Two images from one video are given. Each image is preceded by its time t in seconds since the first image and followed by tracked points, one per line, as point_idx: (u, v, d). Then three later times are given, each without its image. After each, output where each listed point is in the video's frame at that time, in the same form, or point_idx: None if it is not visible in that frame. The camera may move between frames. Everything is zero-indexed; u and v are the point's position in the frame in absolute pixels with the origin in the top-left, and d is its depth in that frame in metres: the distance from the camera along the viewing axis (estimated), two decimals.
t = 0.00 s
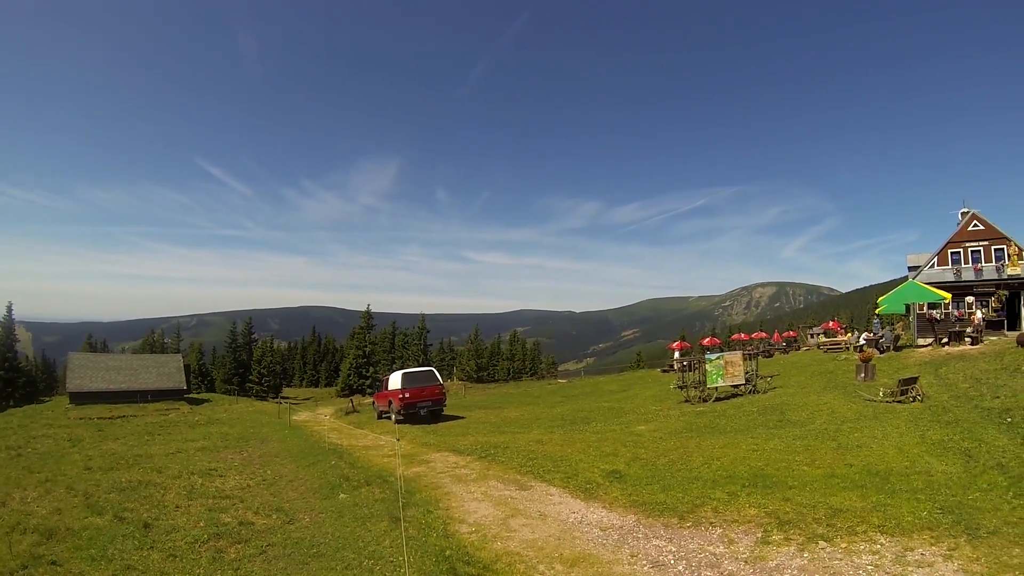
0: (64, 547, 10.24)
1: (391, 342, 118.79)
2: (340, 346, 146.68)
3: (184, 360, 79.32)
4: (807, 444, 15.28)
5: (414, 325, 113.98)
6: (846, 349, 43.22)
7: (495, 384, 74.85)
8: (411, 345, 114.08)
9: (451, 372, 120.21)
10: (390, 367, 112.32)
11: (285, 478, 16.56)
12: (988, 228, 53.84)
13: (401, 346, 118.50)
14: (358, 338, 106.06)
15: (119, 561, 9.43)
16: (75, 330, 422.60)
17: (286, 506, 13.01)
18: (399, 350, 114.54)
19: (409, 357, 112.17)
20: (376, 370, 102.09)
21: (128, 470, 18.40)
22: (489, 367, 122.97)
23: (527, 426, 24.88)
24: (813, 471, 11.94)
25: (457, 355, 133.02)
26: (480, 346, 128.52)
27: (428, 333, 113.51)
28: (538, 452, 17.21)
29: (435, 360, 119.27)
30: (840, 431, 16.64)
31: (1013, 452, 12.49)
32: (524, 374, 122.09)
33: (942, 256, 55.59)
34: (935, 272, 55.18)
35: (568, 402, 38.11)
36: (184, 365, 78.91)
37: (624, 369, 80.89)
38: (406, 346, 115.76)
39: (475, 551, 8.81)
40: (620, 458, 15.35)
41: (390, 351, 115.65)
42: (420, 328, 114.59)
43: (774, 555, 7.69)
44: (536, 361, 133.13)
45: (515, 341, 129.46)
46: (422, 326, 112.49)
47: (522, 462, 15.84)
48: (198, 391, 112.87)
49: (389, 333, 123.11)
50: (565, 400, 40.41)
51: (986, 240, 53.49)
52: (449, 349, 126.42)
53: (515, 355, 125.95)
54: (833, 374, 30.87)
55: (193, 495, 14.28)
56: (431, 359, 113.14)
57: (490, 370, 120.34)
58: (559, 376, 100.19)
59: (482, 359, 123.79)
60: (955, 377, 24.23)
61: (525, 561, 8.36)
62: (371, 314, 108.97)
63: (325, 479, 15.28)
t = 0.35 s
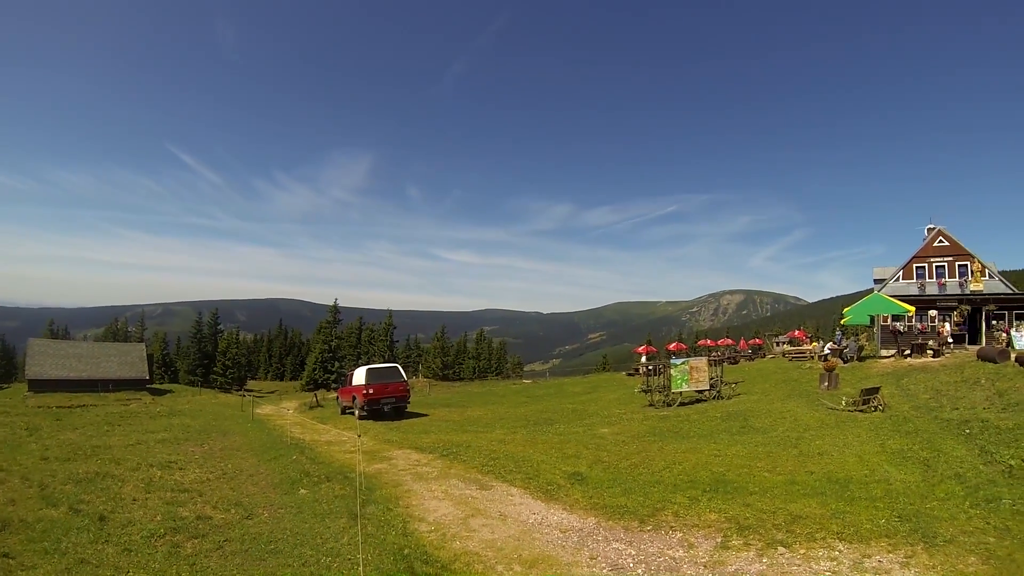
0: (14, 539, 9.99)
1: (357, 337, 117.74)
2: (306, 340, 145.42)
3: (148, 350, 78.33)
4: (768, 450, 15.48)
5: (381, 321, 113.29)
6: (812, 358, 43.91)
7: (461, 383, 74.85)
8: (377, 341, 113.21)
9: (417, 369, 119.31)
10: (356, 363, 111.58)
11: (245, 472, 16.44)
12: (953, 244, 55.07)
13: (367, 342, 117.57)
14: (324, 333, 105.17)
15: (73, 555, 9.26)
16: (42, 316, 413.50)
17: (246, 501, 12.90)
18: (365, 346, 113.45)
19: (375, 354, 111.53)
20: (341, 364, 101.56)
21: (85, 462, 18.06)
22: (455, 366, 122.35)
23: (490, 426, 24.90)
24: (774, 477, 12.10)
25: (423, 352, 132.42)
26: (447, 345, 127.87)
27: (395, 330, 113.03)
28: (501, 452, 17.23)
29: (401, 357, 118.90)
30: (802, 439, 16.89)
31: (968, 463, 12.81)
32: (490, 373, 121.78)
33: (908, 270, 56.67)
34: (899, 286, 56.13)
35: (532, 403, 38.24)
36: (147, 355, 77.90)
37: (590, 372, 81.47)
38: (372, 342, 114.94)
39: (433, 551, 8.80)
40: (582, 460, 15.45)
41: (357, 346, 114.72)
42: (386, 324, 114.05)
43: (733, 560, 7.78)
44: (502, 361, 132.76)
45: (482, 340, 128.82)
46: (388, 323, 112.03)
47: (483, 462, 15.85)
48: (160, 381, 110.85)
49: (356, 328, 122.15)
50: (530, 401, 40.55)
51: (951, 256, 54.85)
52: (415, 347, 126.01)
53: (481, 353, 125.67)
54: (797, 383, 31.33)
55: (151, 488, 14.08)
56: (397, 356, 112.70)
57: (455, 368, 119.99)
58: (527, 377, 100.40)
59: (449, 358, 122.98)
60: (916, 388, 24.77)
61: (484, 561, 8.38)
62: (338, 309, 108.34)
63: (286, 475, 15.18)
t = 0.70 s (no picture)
0: None
1: (335, 331, 116.93)
2: (283, 334, 144.61)
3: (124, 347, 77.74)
4: (747, 443, 15.59)
5: (358, 316, 112.77)
6: (788, 352, 44.51)
7: (439, 378, 74.84)
8: (354, 336, 112.34)
9: (394, 365, 118.12)
10: (334, 358, 111.17)
11: (223, 470, 16.29)
12: (928, 239, 56.24)
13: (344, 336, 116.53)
14: (301, 328, 104.44)
15: (47, 559, 9.10)
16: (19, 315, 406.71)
17: (223, 500, 12.78)
18: (342, 341, 112.49)
19: (352, 349, 111.05)
20: (318, 359, 101.85)
21: (60, 462, 17.82)
22: (433, 360, 121.86)
23: (468, 420, 24.91)
24: (752, 470, 12.22)
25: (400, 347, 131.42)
26: (424, 339, 127.48)
27: (372, 324, 112.61)
28: (479, 446, 17.20)
29: (379, 352, 118.80)
30: (781, 431, 17.05)
31: (944, 453, 13.02)
32: (467, 367, 121.42)
33: (885, 265, 57.68)
34: (876, 279, 57.94)
35: (510, 396, 38.36)
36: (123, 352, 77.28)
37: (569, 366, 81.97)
38: (349, 336, 114.22)
39: (411, 547, 8.78)
40: (561, 454, 15.47)
41: (335, 342, 114.15)
42: (364, 319, 113.55)
43: (713, 553, 7.82)
44: (479, 355, 132.45)
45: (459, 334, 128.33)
46: (366, 318, 111.61)
47: (462, 456, 15.85)
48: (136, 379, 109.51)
49: (333, 323, 121.12)
50: (508, 395, 40.66)
51: (925, 251, 56.65)
52: (393, 341, 125.48)
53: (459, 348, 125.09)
54: (774, 376, 31.67)
55: (128, 488, 13.91)
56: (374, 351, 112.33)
57: (433, 363, 119.70)
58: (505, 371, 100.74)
59: (427, 352, 122.51)
60: (891, 381, 25.15)
61: (463, 557, 8.37)
62: (315, 304, 107.88)
63: (263, 472, 15.07)
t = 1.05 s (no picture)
0: None
1: (312, 331, 116.69)
2: (259, 333, 143.54)
3: (98, 345, 76.71)
4: (724, 444, 15.69)
5: (336, 315, 112.07)
6: (765, 353, 45.02)
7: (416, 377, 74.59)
8: (332, 335, 111.71)
9: (371, 364, 117.10)
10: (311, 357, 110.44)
11: (198, 470, 16.11)
12: (903, 243, 57.13)
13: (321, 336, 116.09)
14: (279, 326, 103.61)
15: (18, 562, 8.93)
16: None
17: (198, 501, 12.64)
18: (320, 340, 111.88)
19: (330, 348, 110.53)
20: (295, 358, 101.22)
21: (31, 463, 17.52)
22: (411, 359, 121.31)
23: (445, 421, 24.84)
24: (729, 471, 12.32)
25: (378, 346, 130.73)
26: (402, 339, 127.02)
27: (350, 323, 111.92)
28: (456, 447, 17.17)
29: (356, 351, 118.30)
30: (757, 432, 17.19)
31: (918, 454, 13.24)
32: (445, 367, 120.98)
33: (861, 268, 58.58)
34: (853, 283, 58.03)
35: (487, 397, 38.37)
36: (97, 350, 76.27)
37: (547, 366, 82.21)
38: (327, 335, 113.57)
39: (388, 548, 8.76)
40: (537, 454, 15.50)
41: (312, 341, 113.48)
42: (341, 318, 112.75)
43: (689, 553, 7.87)
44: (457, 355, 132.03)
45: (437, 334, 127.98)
46: (344, 317, 110.98)
47: (438, 457, 15.82)
48: (110, 378, 107.76)
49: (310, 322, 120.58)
50: (485, 395, 40.67)
51: (901, 255, 56.84)
52: (371, 340, 124.82)
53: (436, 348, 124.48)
54: (752, 378, 31.96)
55: (101, 490, 13.71)
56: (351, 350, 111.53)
57: (411, 363, 119.11)
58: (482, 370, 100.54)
59: (405, 352, 121.70)
60: (867, 383, 25.51)
61: (440, 558, 8.35)
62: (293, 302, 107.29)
63: (239, 473, 14.92)
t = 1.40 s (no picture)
0: None
1: (288, 334, 120.31)
2: (235, 336, 142.65)
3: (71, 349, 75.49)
4: (699, 446, 15.84)
5: (313, 319, 111.44)
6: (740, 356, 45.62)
7: (393, 381, 74.18)
8: (309, 338, 111.24)
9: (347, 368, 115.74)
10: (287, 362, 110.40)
11: (172, 477, 15.96)
12: (876, 247, 57.66)
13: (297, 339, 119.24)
14: (255, 330, 103.02)
15: None
16: None
17: (172, 508, 12.50)
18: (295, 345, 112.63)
19: (306, 352, 110.00)
20: (271, 362, 100.69)
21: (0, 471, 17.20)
22: (387, 363, 120.52)
23: (421, 425, 24.82)
24: (705, 473, 12.44)
25: (355, 349, 129.80)
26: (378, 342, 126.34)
27: (327, 327, 111.45)
28: (432, 451, 17.17)
29: (333, 355, 117.60)
30: (733, 434, 17.37)
31: (892, 454, 13.46)
32: (422, 371, 120.67)
33: (835, 272, 58.91)
34: (826, 286, 58.62)
35: (463, 401, 38.39)
36: (70, 354, 75.05)
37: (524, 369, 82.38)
38: (303, 339, 113.51)
39: (363, 554, 8.74)
40: (513, 458, 15.53)
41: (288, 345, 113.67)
42: (317, 322, 113.41)
43: (667, 555, 7.93)
44: (433, 358, 131.59)
45: (414, 338, 127.67)
46: (320, 320, 110.25)
47: (415, 461, 15.80)
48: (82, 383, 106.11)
49: (286, 326, 124.81)
50: (461, 398, 40.69)
51: (875, 259, 57.41)
52: (348, 344, 124.20)
53: (412, 351, 124.04)
54: (727, 380, 32.30)
55: (72, 497, 13.51)
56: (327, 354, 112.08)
57: (387, 367, 118.19)
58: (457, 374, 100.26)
59: (380, 355, 120.08)
60: (841, 385, 25.92)
61: (416, 563, 8.36)
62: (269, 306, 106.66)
63: (214, 478, 14.79)
